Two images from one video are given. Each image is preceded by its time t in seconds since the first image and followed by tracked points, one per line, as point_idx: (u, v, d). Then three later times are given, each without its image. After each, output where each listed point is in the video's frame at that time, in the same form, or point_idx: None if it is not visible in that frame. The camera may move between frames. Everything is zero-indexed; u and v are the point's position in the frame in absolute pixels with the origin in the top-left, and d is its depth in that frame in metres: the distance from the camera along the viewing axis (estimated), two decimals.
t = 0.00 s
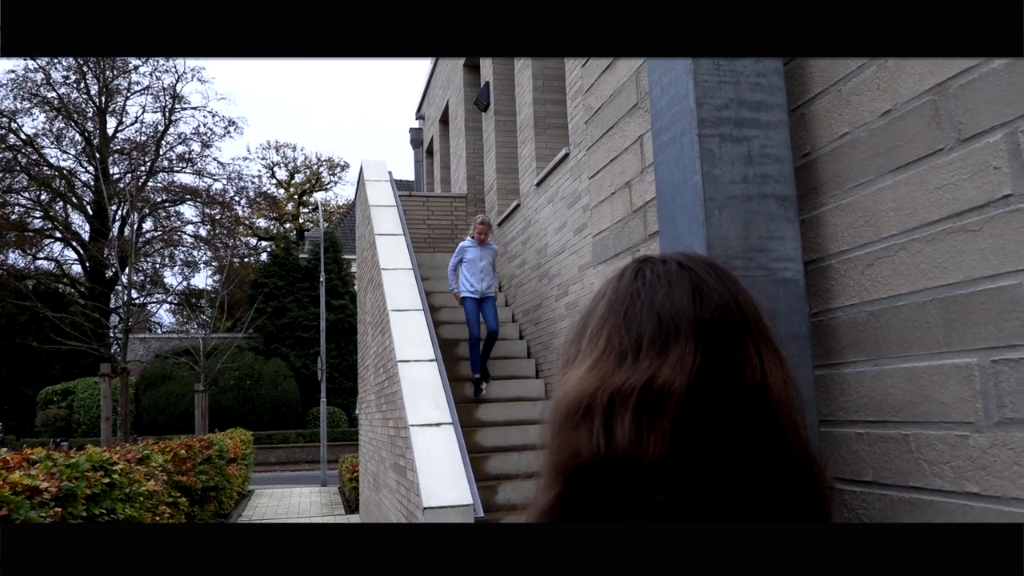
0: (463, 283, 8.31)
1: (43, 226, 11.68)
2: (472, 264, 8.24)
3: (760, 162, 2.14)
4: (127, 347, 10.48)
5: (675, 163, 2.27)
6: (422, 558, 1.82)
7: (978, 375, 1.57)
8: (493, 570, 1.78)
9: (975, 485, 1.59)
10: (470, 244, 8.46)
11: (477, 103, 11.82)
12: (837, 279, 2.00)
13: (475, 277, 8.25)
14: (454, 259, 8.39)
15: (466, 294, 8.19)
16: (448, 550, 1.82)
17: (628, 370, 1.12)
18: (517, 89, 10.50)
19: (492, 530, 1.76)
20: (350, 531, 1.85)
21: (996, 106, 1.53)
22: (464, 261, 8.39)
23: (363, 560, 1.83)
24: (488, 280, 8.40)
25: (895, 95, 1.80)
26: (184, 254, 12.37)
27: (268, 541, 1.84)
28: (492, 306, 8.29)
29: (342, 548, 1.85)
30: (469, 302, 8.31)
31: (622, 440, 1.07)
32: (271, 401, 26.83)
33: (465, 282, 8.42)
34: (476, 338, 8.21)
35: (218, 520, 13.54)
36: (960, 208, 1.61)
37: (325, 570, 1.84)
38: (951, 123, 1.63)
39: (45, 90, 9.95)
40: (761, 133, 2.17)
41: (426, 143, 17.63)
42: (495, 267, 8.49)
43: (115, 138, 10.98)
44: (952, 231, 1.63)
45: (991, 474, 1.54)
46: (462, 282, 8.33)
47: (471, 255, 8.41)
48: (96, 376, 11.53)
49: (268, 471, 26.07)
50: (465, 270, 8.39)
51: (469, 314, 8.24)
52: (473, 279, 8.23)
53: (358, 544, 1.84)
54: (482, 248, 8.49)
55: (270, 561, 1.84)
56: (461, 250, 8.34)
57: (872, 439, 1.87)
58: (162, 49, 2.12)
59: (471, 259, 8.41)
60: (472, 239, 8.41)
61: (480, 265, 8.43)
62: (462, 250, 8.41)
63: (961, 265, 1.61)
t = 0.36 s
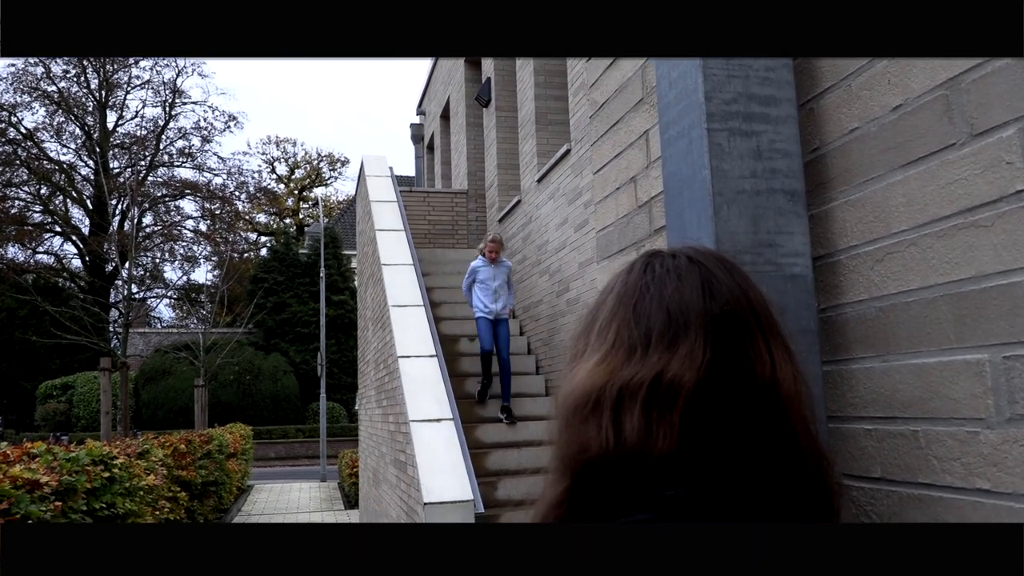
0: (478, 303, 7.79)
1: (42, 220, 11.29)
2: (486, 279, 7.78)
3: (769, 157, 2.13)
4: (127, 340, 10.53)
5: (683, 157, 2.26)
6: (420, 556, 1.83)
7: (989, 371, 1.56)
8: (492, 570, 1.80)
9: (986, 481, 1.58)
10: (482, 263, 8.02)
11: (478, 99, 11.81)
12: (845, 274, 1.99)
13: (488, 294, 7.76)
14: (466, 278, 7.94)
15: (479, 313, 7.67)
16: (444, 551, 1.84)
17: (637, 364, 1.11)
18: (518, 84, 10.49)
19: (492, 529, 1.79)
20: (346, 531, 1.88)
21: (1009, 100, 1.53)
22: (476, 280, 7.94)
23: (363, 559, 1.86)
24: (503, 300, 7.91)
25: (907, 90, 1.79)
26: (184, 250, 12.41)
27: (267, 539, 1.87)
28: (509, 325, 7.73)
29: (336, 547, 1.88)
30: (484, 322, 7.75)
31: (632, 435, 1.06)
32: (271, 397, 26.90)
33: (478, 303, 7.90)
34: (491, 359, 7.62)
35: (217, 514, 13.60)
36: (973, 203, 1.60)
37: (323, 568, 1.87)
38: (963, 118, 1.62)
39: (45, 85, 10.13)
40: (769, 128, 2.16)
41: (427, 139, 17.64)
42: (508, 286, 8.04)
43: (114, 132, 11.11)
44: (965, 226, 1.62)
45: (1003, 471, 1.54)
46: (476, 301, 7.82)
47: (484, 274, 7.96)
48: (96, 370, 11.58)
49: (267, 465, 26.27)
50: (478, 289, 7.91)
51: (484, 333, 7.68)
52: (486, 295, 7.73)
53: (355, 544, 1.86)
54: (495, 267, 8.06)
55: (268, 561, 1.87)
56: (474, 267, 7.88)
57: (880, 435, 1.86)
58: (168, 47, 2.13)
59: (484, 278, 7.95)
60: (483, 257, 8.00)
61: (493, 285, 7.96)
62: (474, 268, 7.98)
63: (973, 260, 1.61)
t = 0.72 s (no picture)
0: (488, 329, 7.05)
1: (41, 215, 11.45)
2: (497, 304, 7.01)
3: (787, 145, 2.12)
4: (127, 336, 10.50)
5: (698, 146, 2.25)
6: (422, 555, 2.00)
7: (1014, 360, 1.56)
8: (491, 570, 1.97)
9: (1010, 471, 1.58)
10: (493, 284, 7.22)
11: (478, 92, 11.76)
12: (863, 264, 1.97)
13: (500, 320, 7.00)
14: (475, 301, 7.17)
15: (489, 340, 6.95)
16: (445, 550, 2.01)
17: (657, 352, 1.10)
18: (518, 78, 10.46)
19: (492, 530, 1.97)
20: (349, 531, 2.04)
21: None
22: (487, 303, 7.18)
23: (363, 559, 2.02)
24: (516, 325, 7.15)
25: (928, 76, 1.78)
26: (183, 244, 12.41)
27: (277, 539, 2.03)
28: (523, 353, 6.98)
29: (340, 547, 2.04)
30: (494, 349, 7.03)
31: (653, 424, 1.05)
32: (270, 392, 26.90)
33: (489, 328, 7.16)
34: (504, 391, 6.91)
35: (218, 509, 13.62)
36: (997, 190, 1.60)
37: (329, 567, 2.04)
38: (986, 104, 1.62)
39: (42, 79, 9.93)
40: (787, 116, 2.15)
41: (426, 133, 17.61)
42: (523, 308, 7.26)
43: (113, 127, 10.98)
44: (989, 214, 1.62)
45: None
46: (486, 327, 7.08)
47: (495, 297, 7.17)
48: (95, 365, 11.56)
49: (266, 460, 26.35)
50: (489, 314, 7.15)
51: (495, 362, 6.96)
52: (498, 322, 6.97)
53: (357, 544, 2.03)
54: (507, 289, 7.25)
55: (277, 560, 2.04)
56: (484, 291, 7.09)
57: (900, 425, 1.85)
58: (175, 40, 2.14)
59: (496, 301, 7.16)
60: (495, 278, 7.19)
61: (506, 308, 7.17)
62: (485, 291, 7.19)
63: (996, 248, 1.60)
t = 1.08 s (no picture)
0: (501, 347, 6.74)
1: (36, 203, 11.58)
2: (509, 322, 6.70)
3: (809, 133, 2.12)
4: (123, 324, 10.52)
5: (718, 133, 2.25)
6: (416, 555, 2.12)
7: None
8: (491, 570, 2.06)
9: None
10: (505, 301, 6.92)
11: (477, 83, 11.72)
12: (884, 253, 1.97)
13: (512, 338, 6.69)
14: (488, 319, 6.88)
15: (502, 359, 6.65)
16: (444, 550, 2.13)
17: (685, 339, 1.09)
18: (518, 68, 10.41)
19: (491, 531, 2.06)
20: (348, 533, 2.19)
21: None
22: (500, 320, 6.88)
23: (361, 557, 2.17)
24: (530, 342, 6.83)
25: (955, 65, 1.77)
26: (178, 233, 12.37)
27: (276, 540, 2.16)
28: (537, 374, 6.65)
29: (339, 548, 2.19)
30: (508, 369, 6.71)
31: (681, 412, 1.04)
32: (265, 382, 26.89)
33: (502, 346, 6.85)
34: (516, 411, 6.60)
35: (213, 498, 13.64)
36: None
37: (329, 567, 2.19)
38: (1016, 93, 1.62)
39: (37, 66, 9.70)
40: (809, 104, 2.16)
41: (424, 124, 17.56)
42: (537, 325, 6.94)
43: (108, 115, 10.85)
44: (1016, 203, 1.61)
45: None
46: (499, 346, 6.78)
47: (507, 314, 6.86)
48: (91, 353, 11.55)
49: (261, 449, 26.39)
50: (502, 332, 6.85)
51: (508, 383, 6.65)
52: (511, 339, 6.66)
53: (357, 544, 2.18)
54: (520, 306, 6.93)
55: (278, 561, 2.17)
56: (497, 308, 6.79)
57: (920, 415, 1.85)
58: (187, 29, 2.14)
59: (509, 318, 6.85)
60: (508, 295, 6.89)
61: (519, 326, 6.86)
62: (497, 308, 6.90)
63: None
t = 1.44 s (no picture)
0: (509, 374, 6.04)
1: (23, 188, 11.73)
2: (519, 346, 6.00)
3: (827, 117, 2.08)
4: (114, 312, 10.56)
5: (733, 115, 2.19)
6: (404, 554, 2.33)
7: None
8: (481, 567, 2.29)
9: None
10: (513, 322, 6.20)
11: (471, 70, 11.64)
12: (902, 239, 1.95)
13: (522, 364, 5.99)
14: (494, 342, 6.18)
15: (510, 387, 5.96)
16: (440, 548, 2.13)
17: (711, 323, 1.07)
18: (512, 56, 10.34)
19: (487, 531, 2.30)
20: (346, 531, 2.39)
21: None
22: (506, 344, 6.17)
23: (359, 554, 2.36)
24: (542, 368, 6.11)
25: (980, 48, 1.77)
26: (168, 220, 12.30)
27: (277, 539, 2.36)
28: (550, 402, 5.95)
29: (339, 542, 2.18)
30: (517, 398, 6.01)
31: (709, 397, 1.02)
32: (256, 370, 26.83)
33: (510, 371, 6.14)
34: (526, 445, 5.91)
35: (204, 486, 13.62)
36: None
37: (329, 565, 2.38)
38: None
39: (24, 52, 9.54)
40: (828, 87, 2.12)
41: (417, 111, 17.46)
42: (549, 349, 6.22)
43: (97, 101, 10.79)
44: None
45: None
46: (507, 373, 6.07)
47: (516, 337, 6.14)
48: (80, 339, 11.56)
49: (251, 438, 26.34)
50: (510, 356, 6.14)
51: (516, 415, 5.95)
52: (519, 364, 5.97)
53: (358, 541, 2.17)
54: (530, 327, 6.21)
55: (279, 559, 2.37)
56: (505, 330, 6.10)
57: (939, 402, 1.83)
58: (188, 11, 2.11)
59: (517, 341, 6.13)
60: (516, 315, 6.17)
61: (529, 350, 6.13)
62: (503, 330, 6.20)
63: None
